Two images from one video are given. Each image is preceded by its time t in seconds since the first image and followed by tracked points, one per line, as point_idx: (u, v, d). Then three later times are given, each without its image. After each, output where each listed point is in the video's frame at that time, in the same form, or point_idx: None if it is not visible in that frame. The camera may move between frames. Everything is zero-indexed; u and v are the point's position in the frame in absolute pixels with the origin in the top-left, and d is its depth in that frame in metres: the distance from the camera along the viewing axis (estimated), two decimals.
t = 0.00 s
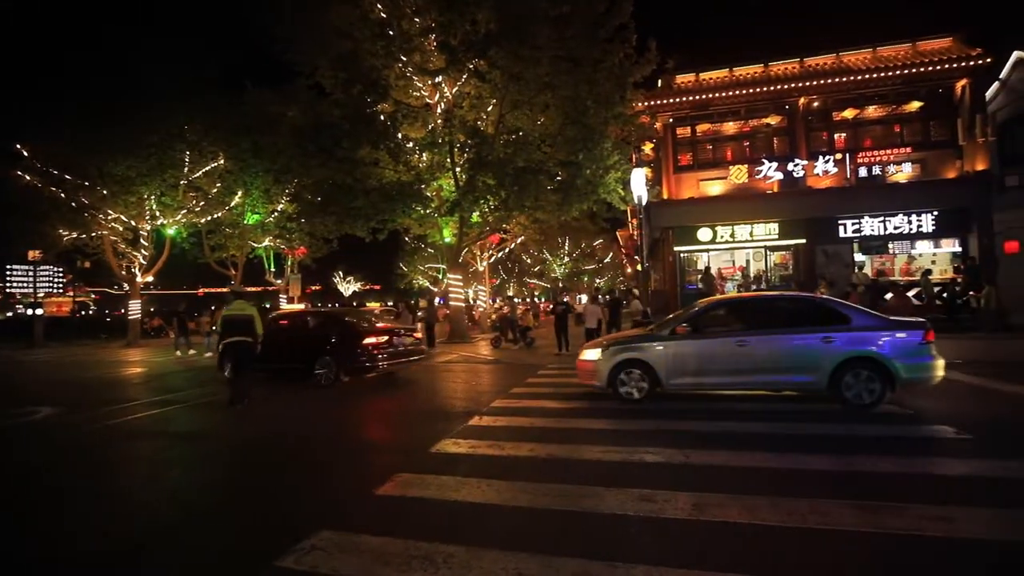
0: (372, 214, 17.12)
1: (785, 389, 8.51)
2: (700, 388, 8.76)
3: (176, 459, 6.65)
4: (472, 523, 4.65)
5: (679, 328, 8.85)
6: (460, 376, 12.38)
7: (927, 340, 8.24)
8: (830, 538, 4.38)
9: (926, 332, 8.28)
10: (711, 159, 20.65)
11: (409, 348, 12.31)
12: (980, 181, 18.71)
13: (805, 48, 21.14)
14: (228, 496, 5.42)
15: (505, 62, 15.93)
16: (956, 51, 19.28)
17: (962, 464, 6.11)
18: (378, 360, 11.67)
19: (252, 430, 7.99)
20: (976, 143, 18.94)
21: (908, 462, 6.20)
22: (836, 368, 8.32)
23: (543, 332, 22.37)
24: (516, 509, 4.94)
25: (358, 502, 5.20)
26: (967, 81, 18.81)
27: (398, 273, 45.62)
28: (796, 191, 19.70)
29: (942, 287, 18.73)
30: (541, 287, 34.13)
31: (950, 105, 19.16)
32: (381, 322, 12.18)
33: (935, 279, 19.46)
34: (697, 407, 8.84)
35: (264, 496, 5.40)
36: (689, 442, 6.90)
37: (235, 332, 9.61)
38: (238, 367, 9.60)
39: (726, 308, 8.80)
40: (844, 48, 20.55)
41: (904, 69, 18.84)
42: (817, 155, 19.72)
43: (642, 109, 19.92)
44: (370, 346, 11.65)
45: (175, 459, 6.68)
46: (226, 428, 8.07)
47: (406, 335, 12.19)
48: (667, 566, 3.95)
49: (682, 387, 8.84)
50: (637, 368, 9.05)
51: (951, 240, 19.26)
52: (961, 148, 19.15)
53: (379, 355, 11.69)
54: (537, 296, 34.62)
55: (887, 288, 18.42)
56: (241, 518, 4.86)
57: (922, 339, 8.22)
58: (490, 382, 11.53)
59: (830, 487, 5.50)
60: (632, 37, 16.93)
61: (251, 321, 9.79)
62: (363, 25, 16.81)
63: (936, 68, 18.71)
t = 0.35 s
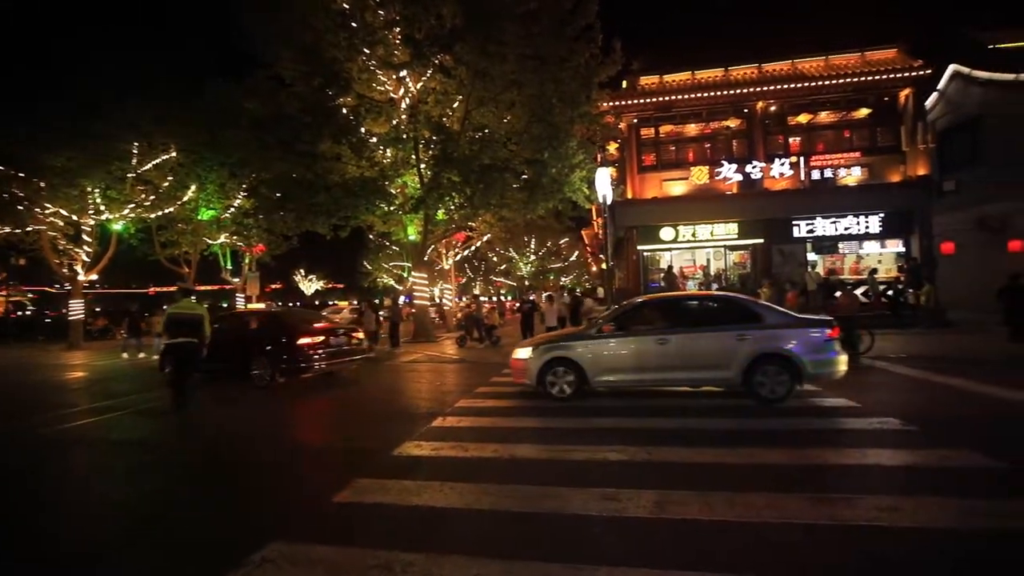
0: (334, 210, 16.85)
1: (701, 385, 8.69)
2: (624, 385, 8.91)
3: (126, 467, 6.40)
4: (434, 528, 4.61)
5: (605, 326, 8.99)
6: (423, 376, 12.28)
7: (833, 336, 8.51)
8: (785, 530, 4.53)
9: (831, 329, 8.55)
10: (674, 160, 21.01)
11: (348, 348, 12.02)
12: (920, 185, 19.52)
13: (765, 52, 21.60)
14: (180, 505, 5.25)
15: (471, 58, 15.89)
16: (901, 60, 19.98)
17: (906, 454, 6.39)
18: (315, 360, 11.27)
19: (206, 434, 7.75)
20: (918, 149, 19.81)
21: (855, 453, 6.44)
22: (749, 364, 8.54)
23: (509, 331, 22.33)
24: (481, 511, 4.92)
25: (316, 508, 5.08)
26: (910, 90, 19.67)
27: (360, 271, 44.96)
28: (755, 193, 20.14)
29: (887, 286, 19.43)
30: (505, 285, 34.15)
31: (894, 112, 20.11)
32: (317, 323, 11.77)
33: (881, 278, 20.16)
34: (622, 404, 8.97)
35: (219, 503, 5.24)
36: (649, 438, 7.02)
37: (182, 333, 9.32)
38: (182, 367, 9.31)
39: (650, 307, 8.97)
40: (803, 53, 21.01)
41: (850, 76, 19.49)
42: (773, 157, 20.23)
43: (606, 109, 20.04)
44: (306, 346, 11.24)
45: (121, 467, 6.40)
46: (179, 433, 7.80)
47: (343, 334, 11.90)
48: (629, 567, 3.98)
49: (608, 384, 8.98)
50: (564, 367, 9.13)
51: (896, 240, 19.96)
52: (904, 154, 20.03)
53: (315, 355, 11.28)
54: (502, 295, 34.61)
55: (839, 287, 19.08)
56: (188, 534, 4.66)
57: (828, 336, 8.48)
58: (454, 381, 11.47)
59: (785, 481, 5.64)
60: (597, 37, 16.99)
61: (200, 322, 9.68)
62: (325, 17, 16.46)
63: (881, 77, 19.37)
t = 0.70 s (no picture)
0: (257, 207, 16.36)
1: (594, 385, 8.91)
2: (522, 387, 8.97)
3: (24, 490, 5.87)
4: (370, 541, 4.49)
5: (503, 329, 9.03)
6: (354, 382, 11.93)
7: (712, 335, 8.97)
8: (717, 521, 4.76)
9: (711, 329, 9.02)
10: (607, 164, 21.37)
11: (249, 354, 12.07)
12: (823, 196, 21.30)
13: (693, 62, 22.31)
14: (88, 530, 4.86)
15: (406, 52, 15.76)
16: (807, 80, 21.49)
17: (817, 443, 6.88)
18: (208, 369, 11.18)
19: (117, 451, 7.21)
20: (821, 162, 21.60)
21: (771, 444, 6.89)
22: (637, 363, 8.86)
23: (444, 334, 22.19)
24: (427, 514, 4.94)
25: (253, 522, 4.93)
26: (816, 107, 21.50)
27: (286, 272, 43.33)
28: (681, 198, 20.90)
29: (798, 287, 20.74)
30: (439, 286, 33.61)
31: (802, 128, 21.87)
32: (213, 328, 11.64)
33: (791, 279, 21.39)
34: (520, 406, 9.01)
35: (134, 526, 4.89)
36: (581, 436, 7.14)
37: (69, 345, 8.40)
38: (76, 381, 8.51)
39: (547, 310, 9.07)
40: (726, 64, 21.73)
41: (764, 92, 20.85)
42: (697, 165, 21.16)
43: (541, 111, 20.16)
44: (198, 353, 11.09)
45: (16, 492, 5.85)
46: (85, 452, 7.21)
47: (241, 340, 11.90)
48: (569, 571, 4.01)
49: (507, 387, 9.01)
50: (463, 370, 9.09)
51: (804, 244, 21.36)
52: (810, 165, 21.74)
53: (209, 363, 11.18)
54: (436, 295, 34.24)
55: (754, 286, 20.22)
56: (105, 564, 4.33)
57: (708, 335, 8.94)
58: (387, 387, 11.22)
59: (710, 472, 5.91)
60: (533, 40, 17.05)
61: (91, 329, 8.51)
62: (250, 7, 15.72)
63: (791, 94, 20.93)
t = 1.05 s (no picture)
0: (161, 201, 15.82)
1: (476, 390, 8.93)
2: (402, 394, 8.86)
3: None
4: (287, 567, 4.25)
5: (383, 335, 8.90)
6: (264, 394, 11.34)
7: (591, 337, 9.24)
8: (640, 515, 4.97)
9: (589, 332, 9.28)
10: (528, 169, 21.48)
11: (115, 365, 11.20)
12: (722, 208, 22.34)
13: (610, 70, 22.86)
14: None
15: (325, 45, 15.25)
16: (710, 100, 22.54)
17: (724, 436, 7.39)
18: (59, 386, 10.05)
19: None
20: (724, 173, 22.66)
21: (685, 437, 7.27)
22: (517, 367, 8.97)
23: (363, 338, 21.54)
24: (358, 523, 4.95)
25: (168, 546, 4.69)
26: (718, 123, 22.52)
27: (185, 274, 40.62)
28: (597, 203, 21.48)
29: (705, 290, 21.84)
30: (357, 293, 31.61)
31: (706, 142, 22.69)
32: (68, 340, 10.61)
33: (698, 281, 22.52)
34: (401, 414, 8.87)
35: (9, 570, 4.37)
36: (508, 437, 7.34)
37: None
38: None
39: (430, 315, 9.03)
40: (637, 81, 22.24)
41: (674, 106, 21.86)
42: (614, 172, 21.61)
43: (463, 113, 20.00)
44: (44, 370, 9.93)
45: None
46: None
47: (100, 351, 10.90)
48: None
49: (387, 395, 8.87)
50: (342, 379, 8.90)
51: (710, 249, 22.49)
52: (714, 176, 22.67)
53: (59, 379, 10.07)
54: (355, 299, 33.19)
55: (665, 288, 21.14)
56: None
57: (587, 337, 9.20)
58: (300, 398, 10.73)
59: (626, 468, 6.16)
60: (456, 41, 16.88)
61: None
62: None
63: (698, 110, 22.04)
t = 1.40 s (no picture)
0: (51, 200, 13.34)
1: (361, 400, 8.66)
2: (280, 406, 8.41)
3: None
4: None
5: (258, 344, 8.47)
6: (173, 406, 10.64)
7: (480, 343, 9.26)
8: (573, 513, 5.05)
9: (480, 337, 9.30)
10: (462, 170, 21.36)
11: None
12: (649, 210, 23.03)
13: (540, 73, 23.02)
14: None
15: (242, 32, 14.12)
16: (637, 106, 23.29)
17: (650, 432, 7.64)
18: None
19: None
20: (650, 179, 23.38)
21: (615, 436, 7.40)
22: (405, 374, 8.83)
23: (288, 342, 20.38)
24: (281, 543, 4.69)
25: (74, 574, 4.35)
26: (644, 131, 23.18)
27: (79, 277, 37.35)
28: (530, 206, 21.63)
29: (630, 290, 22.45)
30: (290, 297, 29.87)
31: (633, 149, 23.41)
32: None
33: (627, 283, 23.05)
34: (279, 428, 8.40)
35: None
36: (442, 439, 7.36)
37: None
38: None
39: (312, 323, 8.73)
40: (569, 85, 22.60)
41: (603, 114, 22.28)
42: (547, 175, 21.84)
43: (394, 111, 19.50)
44: None
45: None
46: None
47: None
48: None
49: (264, 407, 8.40)
50: (212, 393, 8.32)
51: (637, 250, 23.11)
52: (641, 182, 23.36)
53: None
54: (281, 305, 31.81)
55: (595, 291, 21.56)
56: None
57: (477, 342, 9.22)
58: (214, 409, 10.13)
59: (556, 467, 6.23)
60: (387, 37, 16.56)
61: None
62: None
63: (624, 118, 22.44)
